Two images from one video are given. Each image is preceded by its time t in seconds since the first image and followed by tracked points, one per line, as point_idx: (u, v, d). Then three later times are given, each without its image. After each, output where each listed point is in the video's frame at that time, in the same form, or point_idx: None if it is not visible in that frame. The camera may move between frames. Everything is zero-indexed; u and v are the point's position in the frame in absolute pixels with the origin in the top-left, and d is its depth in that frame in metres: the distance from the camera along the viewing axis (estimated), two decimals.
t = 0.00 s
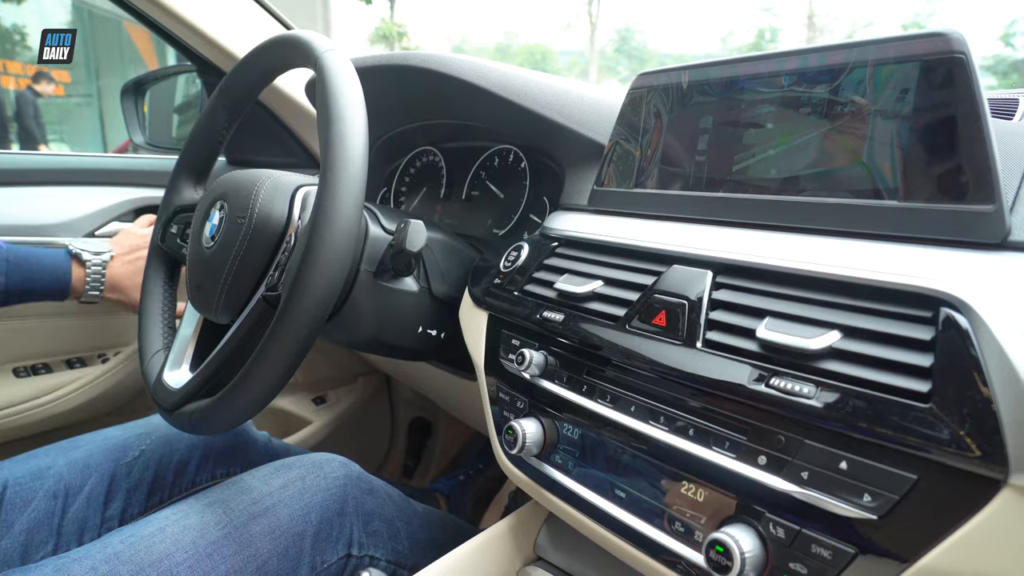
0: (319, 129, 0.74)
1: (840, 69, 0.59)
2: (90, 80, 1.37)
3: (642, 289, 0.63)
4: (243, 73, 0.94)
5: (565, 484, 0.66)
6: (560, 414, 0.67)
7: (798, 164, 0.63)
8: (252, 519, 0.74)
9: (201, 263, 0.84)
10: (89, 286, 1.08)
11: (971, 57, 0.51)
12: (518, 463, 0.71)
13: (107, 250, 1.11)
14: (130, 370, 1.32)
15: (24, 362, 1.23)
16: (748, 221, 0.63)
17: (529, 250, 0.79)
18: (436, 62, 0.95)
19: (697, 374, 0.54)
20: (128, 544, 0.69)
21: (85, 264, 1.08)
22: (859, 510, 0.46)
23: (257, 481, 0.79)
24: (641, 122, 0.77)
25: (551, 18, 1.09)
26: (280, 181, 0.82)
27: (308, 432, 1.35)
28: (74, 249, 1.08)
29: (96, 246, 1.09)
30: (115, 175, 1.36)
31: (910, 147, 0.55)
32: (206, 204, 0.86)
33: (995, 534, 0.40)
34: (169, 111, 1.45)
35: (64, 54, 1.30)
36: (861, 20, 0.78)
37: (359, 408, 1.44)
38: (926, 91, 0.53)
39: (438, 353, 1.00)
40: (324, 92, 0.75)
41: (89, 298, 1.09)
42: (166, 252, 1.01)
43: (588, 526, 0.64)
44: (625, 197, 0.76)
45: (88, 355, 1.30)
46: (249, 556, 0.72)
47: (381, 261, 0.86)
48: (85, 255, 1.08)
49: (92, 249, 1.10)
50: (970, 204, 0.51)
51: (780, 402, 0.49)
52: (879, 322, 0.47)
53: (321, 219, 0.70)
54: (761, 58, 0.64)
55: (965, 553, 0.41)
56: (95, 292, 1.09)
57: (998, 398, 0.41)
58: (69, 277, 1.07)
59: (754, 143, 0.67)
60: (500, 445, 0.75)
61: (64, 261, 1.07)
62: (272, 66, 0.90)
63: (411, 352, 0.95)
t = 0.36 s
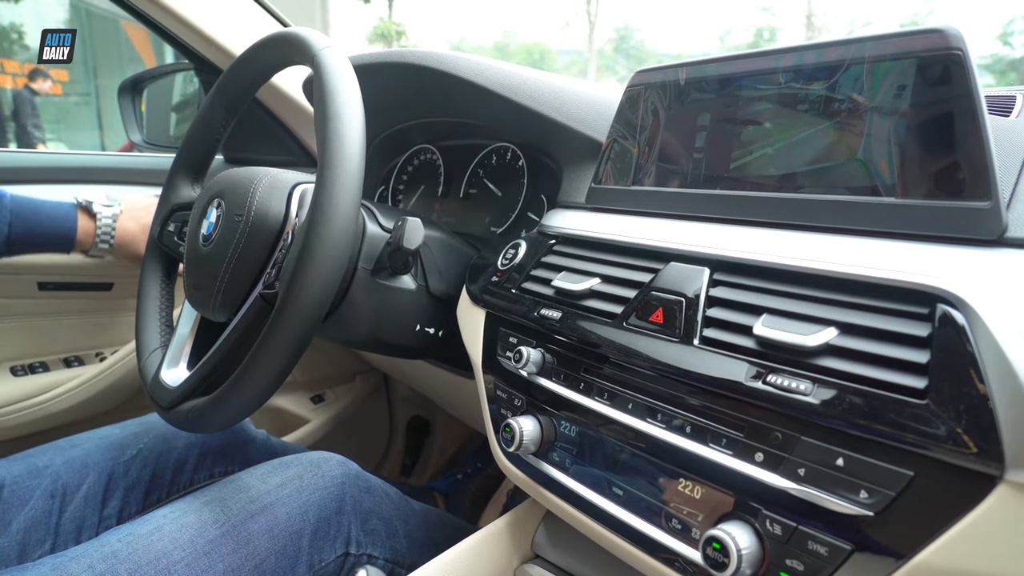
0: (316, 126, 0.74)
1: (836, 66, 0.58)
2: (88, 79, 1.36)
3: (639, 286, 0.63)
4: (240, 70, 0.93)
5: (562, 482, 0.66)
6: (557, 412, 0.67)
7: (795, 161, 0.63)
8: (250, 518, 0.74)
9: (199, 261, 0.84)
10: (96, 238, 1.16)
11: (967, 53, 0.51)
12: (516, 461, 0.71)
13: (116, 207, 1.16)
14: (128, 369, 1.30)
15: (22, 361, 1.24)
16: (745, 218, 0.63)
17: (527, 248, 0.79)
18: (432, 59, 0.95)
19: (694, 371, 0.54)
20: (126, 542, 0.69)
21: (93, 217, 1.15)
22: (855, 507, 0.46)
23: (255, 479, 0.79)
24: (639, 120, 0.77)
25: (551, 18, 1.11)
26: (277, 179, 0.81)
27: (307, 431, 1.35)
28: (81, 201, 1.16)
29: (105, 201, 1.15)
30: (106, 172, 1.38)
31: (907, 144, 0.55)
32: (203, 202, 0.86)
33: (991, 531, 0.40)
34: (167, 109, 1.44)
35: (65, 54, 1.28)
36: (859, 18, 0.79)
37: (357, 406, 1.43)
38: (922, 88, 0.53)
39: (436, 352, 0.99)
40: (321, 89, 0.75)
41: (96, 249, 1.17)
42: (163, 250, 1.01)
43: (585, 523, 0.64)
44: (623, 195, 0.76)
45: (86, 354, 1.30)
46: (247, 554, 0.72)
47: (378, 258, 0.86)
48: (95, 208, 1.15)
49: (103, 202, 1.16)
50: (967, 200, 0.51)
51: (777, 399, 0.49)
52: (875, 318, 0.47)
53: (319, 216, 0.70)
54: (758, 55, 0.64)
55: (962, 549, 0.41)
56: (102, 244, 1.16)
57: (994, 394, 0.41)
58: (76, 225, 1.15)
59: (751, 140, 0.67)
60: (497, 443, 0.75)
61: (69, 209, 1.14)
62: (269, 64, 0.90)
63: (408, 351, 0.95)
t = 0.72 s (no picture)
0: (311, 124, 0.74)
1: (832, 64, 0.59)
2: (86, 78, 1.35)
3: (634, 284, 0.63)
4: (236, 67, 0.93)
5: (558, 479, 0.66)
6: (553, 409, 0.67)
7: (791, 158, 0.63)
8: (246, 515, 0.74)
9: (195, 259, 0.84)
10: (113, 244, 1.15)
11: (961, 50, 0.51)
12: (512, 458, 0.71)
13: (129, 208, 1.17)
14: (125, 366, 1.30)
15: (18, 360, 1.23)
16: (740, 216, 0.63)
17: (523, 245, 0.79)
18: (428, 57, 0.95)
19: (689, 367, 0.55)
20: (122, 540, 0.69)
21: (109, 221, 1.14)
22: (850, 503, 0.46)
23: (251, 477, 0.79)
24: (635, 117, 0.77)
25: (549, 17, 1.11)
26: (273, 176, 0.81)
27: (304, 429, 1.35)
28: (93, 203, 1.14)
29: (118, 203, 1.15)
30: (103, 172, 1.39)
31: (901, 141, 0.55)
32: (199, 200, 0.86)
33: (984, 526, 0.40)
34: (164, 108, 1.45)
35: (65, 54, 1.27)
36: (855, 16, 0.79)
37: (354, 405, 1.44)
38: (916, 85, 0.54)
39: (432, 349, 0.99)
40: (316, 87, 0.75)
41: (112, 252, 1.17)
42: (159, 248, 1.01)
43: (581, 520, 0.64)
44: (618, 192, 0.76)
45: (82, 352, 1.31)
46: (243, 552, 0.72)
47: (375, 256, 0.86)
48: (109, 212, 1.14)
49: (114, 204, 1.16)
50: (960, 196, 0.51)
51: (772, 395, 0.49)
52: (870, 314, 0.48)
53: (315, 213, 0.70)
54: (753, 52, 0.64)
55: (956, 544, 0.41)
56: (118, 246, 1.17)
57: (987, 390, 0.41)
58: (93, 230, 1.13)
59: (747, 137, 0.67)
60: (494, 440, 0.75)
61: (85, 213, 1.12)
62: (265, 62, 0.90)
63: (405, 349, 0.95)
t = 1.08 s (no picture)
0: (310, 122, 0.74)
1: (834, 62, 0.58)
2: (87, 78, 1.35)
3: (634, 283, 0.62)
4: (235, 65, 0.93)
5: (557, 478, 0.66)
6: (553, 408, 0.67)
7: (792, 157, 0.62)
8: (245, 515, 0.74)
9: (193, 257, 0.83)
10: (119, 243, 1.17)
11: (963, 47, 0.51)
12: (511, 457, 0.71)
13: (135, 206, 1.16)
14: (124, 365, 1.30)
15: (17, 359, 1.23)
16: (740, 214, 0.63)
17: (522, 244, 0.79)
18: (428, 55, 0.94)
19: (688, 366, 0.54)
20: (120, 539, 0.68)
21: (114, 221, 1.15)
22: (850, 503, 0.45)
23: (250, 476, 0.79)
24: (635, 115, 0.77)
25: (550, 16, 1.11)
26: (272, 175, 0.81)
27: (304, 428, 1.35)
28: (100, 202, 1.14)
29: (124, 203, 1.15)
30: (103, 171, 1.39)
31: (902, 139, 0.55)
32: (197, 198, 0.86)
33: (986, 525, 0.40)
34: (163, 107, 1.44)
35: (64, 54, 1.26)
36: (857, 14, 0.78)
37: (354, 404, 1.43)
38: (917, 83, 0.53)
39: (432, 349, 0.99)
40: (315, 85, 0.75)
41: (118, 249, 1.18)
42: (158, 247, 1.01)
43: (581, 520, 0.64)
44: (618, 190, 0.76)
45: (82, 351, 1.31)
46: (242, 551, 0.72)
47: (374, 255, 0.86)
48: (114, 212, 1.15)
49: (120, 203, 1.15)
50: (962, 194, 0.51)
51: (772, 394, 0.49)
52: (870, 313, 0.47)
53: (314, 211, 0.70)
54: (754, 50, 0.64)
55: (958, 545, 0.41)
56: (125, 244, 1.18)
57: (989, 390, 0.41)
58: (99, 230, 1.14)
59: (748, 135, 0.66)
60: (493, 439, 0.75)
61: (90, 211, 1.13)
62: (264, 60, 0.90)
63: (404, 348, 0.94)
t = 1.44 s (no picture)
0: (309, 117, 0.73)
1: (836, 55, 0.58)
2: (86, 75, 1.36)
3: (635, 277, 0.62)
4: (234, 60, 0.93)
5: (557, 474, 0.65)
6: (553, 404, 0.67)
7: (794, 151, 0.62)
8: (244, 511, 0.74)
9: (193, 252, 0.83)
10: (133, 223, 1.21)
11: (966, 40, 0.50)
12: (511, 452, 0.71)
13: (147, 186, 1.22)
14: (125, 362, 1.29)
15: (17, 355, 1.23)
16: (742, 208, 0.63)
17: (522, 239, 0.79)
18: (428, 50, 0.94)
19: (690, 361, 0.54)
20: (119, 535, 0.68)
21: (130, 201, 1.19)
22: (852, 498, 0.45)
23: (250, 472, 0.79)
24: (636, 111, 0.76)
25: (550, 13, 1.10)
26: (271, 170, 0.81)
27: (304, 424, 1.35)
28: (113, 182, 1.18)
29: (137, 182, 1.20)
30: (104, 166, 1.36)
31: (905, 133, 0.54)
32: (197, 194, 0.86)
33: (989, 520, 0.39)
34: (163, 104, 1.44)
35: (65, 54, 1.28)
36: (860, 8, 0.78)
37: (354, 400, 1.43)
38: (921, 75, 0.53)
39: (432, 344, 0.99)
40: (314, 80, 0.74)
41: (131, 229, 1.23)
42: (158, 243, 1.01)
43: (581, 515, 0.64)
44: (619, 185, 0.75)
45: (81, 348, 1.30)
46: (242, 547, 0.71)
47: (373, 250, 0.85)
48: (128, 191, 1.19)
49: (132, 183, 1.20)
50: (965, 188, 0.51)
51: (774, 389, 0.49)
52: (873, 307, 0.47)
53: (313, 206, 0.69)
54: (755, 44, 0.63)
55: (961, 539, 0.41)
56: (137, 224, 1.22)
57: (993, 384, 0.40)
58: (115, 210, 1.18)
59: (749, 129, 0.66)
60: (493, 435, 0.75)
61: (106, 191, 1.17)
62: (263, 55, 0.90)
63: (404, 343, 0.94)
